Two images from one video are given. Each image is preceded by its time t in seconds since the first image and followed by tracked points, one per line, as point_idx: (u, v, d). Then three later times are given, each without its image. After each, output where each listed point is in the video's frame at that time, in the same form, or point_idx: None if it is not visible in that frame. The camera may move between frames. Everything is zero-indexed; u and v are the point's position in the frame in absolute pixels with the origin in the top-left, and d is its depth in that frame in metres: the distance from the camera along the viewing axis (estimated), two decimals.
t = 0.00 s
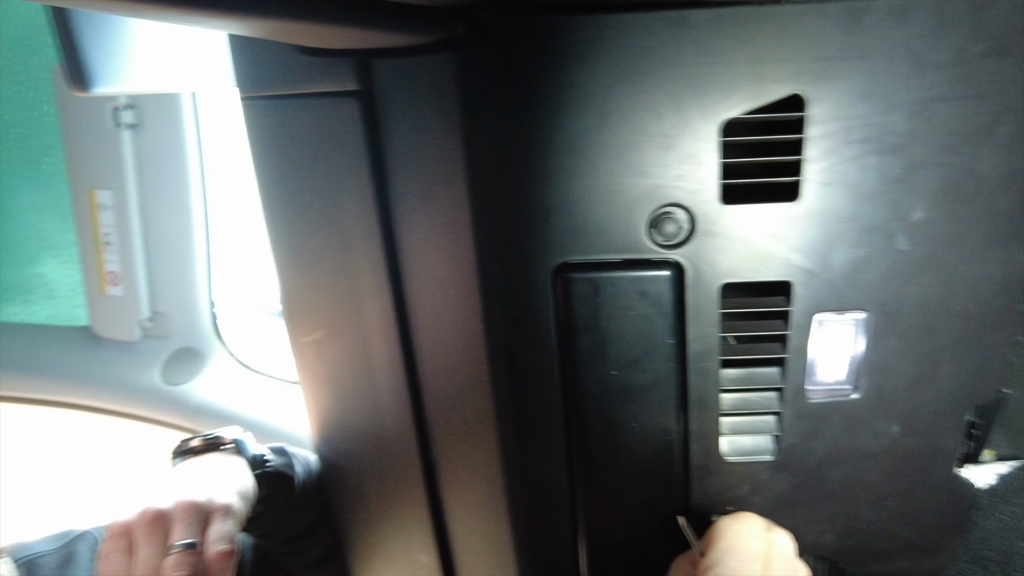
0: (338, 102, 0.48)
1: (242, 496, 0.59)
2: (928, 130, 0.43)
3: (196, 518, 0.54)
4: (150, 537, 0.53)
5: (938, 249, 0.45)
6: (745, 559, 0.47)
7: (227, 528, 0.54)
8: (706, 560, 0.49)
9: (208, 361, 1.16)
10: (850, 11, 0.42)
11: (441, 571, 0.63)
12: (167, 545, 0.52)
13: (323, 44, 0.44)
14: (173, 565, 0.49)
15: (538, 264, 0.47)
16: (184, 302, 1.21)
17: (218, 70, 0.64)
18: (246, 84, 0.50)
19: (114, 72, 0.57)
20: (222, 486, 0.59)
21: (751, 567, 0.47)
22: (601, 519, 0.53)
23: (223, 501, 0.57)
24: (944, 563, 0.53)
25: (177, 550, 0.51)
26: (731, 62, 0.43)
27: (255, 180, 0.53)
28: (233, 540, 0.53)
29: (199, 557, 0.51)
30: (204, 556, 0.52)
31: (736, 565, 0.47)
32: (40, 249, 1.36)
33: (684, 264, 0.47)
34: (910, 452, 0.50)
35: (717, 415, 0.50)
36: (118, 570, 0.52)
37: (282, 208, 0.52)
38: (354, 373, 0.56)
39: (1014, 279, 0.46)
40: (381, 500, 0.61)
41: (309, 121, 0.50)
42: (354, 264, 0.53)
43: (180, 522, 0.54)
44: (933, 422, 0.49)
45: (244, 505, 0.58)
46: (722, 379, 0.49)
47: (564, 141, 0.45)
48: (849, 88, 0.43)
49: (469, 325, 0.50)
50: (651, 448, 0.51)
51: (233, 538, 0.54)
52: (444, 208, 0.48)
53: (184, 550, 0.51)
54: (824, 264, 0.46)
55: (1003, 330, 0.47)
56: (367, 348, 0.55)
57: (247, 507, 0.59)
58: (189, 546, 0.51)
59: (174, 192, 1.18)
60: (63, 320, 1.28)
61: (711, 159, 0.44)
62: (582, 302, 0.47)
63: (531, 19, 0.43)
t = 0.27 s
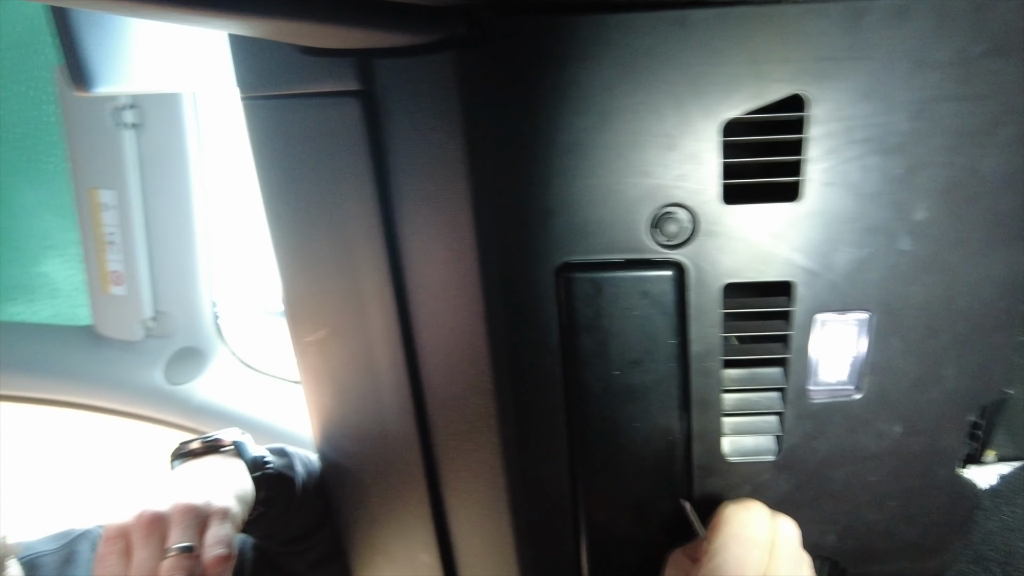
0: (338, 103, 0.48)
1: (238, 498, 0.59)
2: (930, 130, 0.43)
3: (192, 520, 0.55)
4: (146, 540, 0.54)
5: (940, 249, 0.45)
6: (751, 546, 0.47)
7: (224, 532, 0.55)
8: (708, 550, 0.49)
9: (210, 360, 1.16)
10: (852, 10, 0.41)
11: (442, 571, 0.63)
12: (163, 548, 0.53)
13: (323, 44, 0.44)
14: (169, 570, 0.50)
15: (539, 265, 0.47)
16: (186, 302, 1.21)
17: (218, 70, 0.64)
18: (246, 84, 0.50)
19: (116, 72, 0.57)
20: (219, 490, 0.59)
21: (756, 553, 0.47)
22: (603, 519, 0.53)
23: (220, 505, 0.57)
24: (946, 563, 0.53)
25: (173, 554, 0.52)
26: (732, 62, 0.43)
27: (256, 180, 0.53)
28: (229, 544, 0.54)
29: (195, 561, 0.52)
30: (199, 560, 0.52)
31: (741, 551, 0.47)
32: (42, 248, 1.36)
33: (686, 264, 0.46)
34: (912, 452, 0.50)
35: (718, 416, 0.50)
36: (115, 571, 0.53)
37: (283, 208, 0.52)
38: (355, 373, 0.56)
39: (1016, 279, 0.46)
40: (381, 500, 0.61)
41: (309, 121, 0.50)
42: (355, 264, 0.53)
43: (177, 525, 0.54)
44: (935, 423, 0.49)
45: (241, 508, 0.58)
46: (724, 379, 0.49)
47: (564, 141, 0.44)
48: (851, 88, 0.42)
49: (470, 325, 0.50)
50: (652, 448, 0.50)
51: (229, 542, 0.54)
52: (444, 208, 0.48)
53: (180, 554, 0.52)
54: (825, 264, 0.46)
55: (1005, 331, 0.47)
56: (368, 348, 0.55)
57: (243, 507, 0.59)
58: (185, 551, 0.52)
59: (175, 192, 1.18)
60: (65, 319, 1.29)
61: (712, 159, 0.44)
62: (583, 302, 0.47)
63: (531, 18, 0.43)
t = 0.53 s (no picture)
0: (340, 102, 0.49)
1: (238, 498, 0.59)
2: (928, 131, 0.43)
3: (190, 519, 0.55)
4: (143, 538, 0.53)
5: (938, 250, 0.45)
6: (744, 537, 0.48)
7: (222, 530, 0.55)
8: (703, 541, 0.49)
9: (209, 360, 1.16)
10: (851, 12, 0.42)
11: (441, 571, 0.63)
12: (160, 546, 0.53)
13: (325, 44, 0.44)
14: (166, 567, 0.50)
15: (539, 264, 0.47)
16: (185, 303, 1.21)
17: (219, 70, 0.64)
18: (248, 83, 0.51)
19: (116, 72, 0.57)
20: (218, 490, 0.59)
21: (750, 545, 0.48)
22: (602, 519, 0.53)
23: (218, 503, 0.57)
24: (944, 563, 0.53)
25: (171, 551, 0.52)
26: (732, 62, 0.43)
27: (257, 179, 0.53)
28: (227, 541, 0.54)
29: (193, 558, 0.52)
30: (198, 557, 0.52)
31: (734, 542, 0.47)
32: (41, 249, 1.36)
33: (685, 264, 0.47)
34: (910, 452, 0.50)
35: (717, 415, 0.50)
36: (112, 570, 0.52)
37: (283, 207, 0.52)
38: (355, 373, 0.56)
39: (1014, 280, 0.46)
40: (381, 500, 0.61)
41: (311, 120, 0.50)
42: (356, 263, 0.53)
43: (175, 523, 0.54)
44: (933, 423, 0.49)
45: (239, 508, 0.59)
46: (723, 379, 0.49)
47: (565, 141, 0.45)
48: (850, 88, 0.43)
49: (470, 325, 0.51)
50: (651, 448, 0.51)
51: (227, 540, 0.54)
52: (445, 207, 0.48)
53: (178, 551, 0.52)
54: (824, 264, 0.46)
55: (1003, 331, 0.47)
56: (368, 348, 0.55)
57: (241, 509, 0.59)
58: (184, 548, 0.52)
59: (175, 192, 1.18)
60: (64, 320, 1.28)
61: (712, 160, 0.44)
62: (583, 302, 0.48)
63: (532, 19, 0.43)
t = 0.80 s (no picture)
0: (338, 103, 0.48)
1: (238, 498, 0.59)
2: (929, 130, 0.43)
3: (191, 518, 0.55)
4: (144, 537, 0.53)
5: (938, 249, 0.45)
6: (742, 538, 0.47)
7: (222, 530, 0.54)
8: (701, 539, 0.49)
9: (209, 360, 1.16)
10: (851, 10, 0.41)
11: (441, 571, 0.63)
12: (161, 544, 0.53)
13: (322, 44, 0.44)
14: (167, 565, 0.50)
15: (538, 264, 0.47)
16: (185, 302, 1.21)
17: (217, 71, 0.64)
18: (245, 84, 0.50)
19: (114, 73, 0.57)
20: (218, 490, 0.59)
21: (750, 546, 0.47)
22: (602, 520, 0.53)
23: (219, 504, 0.57)
24: (946, 563, 0.53)
25: (172, 551, 0.51)
26: (731, 62, 0.43)
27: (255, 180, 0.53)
28: (228, 542, 0.54)
29: (193, 557, 0.51)
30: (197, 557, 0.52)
31: (733, 542, 0.47)
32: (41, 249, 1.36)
33: (685, 264, 0.46)
34: (910, 452, 0.50)
35: (717, 416, 0.50)
36: (113, 570, 0.53)
37: (282, 208, 0.52)
38: (354, 374, 0.56)
39: (1015, 279, 0.46)
40: (380, 500, 0.61)
41: (309, 121, 0.50)
42: (355, 264, 0.53)
43: (176, 522, 0.54)
44: (934, 422, 0.49)
45: (239, 508, 0.58)
46: (723, 379, 0.49)
47: (563, 141, 0.44)
48: (850, 88, 0.42)
49: (469, 325, 0.50)
50: (651, 448, 0.50)
51: (228, 539, 0.54)
52: (444, 208, 0.48)
53: (178, 551, 0.51)
54: (824, 264, 0.46)
55: (1004, 330, 0.47)
56: (367, 349, 0.55)
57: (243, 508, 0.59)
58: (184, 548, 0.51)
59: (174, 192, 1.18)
60: (64, 319, 1.28)
61: (711, 160, 0.44)
62: (582, 302, 0.47)
63: (530, 19, 0.43)
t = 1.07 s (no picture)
0: (340, 103, 0.48)
1: (238, 498, 0.59)
2: (929, 131, 0.43)
3: (192, 518, 0.55)
4: (144, 537, 0.53)
5: (939, 250, 0.45)
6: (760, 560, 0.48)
7: (223, 531, 0.55)
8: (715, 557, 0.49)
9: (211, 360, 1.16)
10: (851, 11, 0.42)
11: (442, 570, 0.63)
12: (162, 544, 0.53)
13: (324, 45, 0.44)
14: (168, 566, 0.50)
15: (539, 264, 0.47)
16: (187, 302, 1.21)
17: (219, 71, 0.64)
18: (248, 85, 0.51)
19: (117, 74, 0.57)
20: (219, 490, 0.59)
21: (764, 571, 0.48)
22: (603, 519, 0.53)
23: (220, 505, 0.57)
24: (945, 563, 0.53)
25: (173, 550, 0.51)
26: (731, 63, 0.43)
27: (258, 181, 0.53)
28: (228, 543, 0.54)
29: (194, 557, 0.52)
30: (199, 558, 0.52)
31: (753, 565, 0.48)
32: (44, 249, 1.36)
33: (685, 264, 0.47)
34: (911, 452, 0.50)
35: (718, 416, 0.50)
36: (113, 569, 0.52)
37: (284, 208, 0.52)
38: (356, 373, 0.56)
39: (1016, 279, 0.46)
40: (382, 499, 0.61)
41: (311, 121, 0.50)
42: (356, 264, 0.53)
43: (177, 521, 0.54)
44: (934, 422, 0.49)
45: (240, 509, 0.58)
46: (723, 379, 0.49)
47: (564, 141, 0.45)
48: (850, 88, 0.43)
49: (471, 325, 0.51)
50: (652, 448, 0.51)
51: (228, 540, 0.54)
52: (445, 208, 0.48)
53: (180, 551, 0.51)
54: (825, 264, 0.46)
55: (1004, 330, 0.47)
56: (369, 348, 0.55)
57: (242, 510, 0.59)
58: (186, 547, 0.52)
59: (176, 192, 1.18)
60: (66, 319, 1.28)
61: (712, 160, 0.44)
62: (583, 302, 0.48)
63: (531, 19, 0.43)
